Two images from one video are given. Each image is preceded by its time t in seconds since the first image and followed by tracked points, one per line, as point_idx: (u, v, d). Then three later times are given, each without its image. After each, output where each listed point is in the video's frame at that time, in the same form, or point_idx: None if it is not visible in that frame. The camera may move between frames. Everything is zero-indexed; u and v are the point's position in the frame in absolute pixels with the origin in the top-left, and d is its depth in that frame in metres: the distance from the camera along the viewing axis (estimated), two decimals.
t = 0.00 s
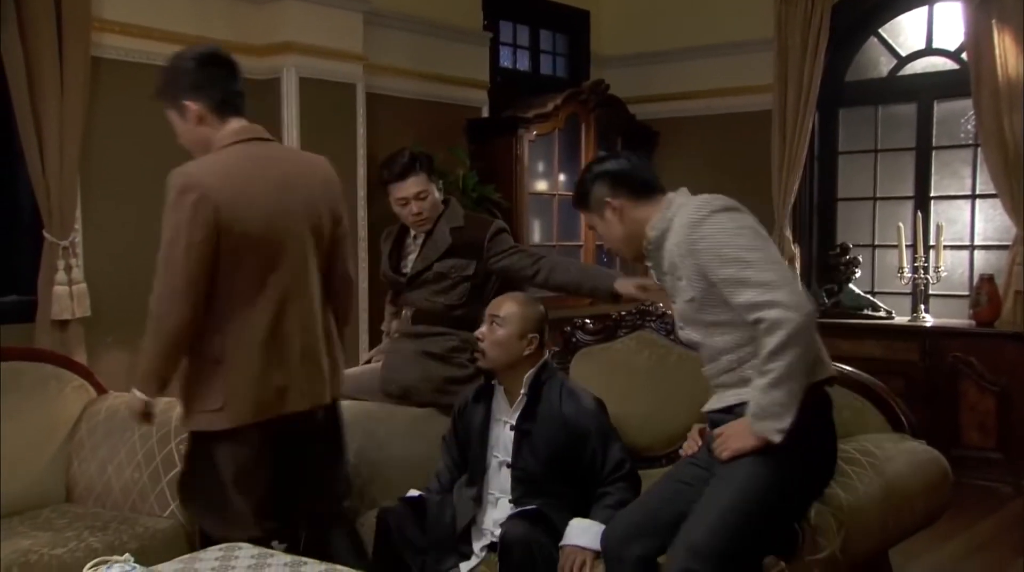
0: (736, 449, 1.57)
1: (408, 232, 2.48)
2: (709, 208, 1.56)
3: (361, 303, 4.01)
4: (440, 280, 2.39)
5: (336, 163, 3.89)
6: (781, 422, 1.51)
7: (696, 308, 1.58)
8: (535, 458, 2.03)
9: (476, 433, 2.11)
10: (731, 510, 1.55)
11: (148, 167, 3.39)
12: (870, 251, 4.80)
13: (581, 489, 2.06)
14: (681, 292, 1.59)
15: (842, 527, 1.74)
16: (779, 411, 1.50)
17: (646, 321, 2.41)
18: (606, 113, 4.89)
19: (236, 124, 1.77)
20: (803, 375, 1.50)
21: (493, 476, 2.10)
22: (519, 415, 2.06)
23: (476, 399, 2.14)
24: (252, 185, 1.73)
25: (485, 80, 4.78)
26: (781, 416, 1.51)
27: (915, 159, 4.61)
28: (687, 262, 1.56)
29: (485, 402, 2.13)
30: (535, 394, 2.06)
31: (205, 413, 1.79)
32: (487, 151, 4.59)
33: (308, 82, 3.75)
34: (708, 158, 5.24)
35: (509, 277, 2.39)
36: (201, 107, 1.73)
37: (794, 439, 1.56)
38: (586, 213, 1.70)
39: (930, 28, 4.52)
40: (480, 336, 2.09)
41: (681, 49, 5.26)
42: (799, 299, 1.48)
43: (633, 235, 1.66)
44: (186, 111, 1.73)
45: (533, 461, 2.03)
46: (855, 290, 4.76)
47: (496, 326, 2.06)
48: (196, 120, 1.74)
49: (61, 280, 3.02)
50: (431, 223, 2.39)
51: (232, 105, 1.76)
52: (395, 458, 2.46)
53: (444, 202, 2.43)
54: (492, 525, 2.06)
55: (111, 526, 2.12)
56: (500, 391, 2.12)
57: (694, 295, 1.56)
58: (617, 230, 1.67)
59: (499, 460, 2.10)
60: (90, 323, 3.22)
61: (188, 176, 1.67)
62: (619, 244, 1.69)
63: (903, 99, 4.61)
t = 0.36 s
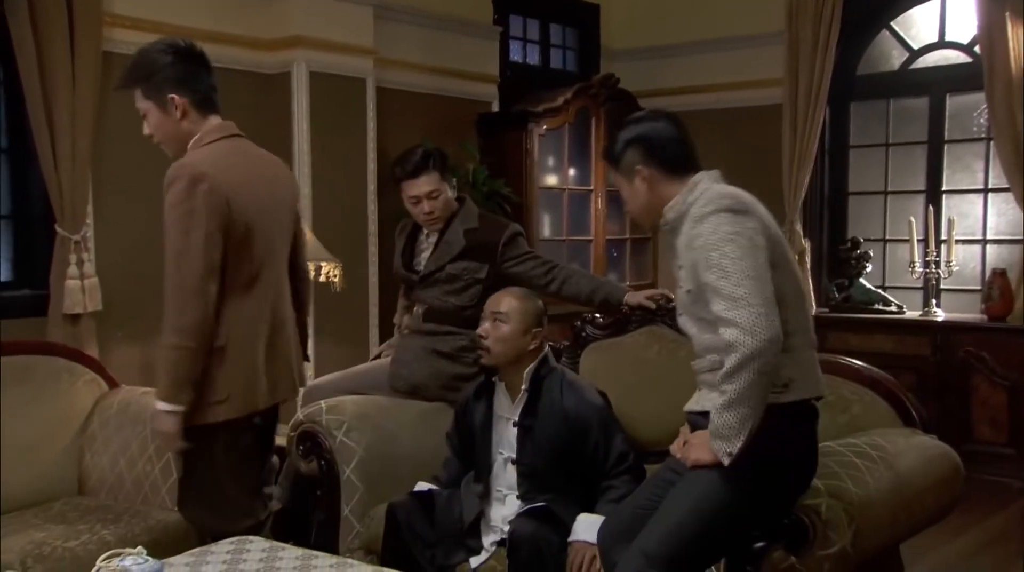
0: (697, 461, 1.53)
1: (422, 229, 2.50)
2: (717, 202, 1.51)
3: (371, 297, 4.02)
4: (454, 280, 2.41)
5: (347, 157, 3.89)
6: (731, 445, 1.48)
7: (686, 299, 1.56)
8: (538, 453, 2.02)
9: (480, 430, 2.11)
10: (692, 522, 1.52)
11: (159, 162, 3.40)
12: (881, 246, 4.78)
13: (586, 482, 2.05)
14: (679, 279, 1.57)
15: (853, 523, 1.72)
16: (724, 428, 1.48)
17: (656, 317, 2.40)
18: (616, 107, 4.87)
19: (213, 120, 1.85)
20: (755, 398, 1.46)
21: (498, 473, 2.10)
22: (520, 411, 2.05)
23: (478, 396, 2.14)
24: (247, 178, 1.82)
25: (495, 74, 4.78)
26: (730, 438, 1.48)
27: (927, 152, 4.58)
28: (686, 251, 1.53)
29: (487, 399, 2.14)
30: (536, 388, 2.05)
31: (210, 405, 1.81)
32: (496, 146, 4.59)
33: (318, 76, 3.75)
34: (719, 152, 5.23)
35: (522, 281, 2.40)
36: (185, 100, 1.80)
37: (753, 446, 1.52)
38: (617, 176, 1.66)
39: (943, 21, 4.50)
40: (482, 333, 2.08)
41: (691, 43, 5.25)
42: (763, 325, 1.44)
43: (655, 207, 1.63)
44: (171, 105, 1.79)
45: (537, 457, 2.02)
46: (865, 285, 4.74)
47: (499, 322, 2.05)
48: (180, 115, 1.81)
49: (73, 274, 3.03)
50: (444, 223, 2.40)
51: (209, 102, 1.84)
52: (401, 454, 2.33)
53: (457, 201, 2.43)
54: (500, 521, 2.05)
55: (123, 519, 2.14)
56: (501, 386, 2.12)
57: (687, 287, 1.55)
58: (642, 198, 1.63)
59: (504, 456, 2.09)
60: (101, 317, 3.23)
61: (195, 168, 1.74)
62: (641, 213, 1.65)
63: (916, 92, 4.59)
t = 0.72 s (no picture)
0: (739, 452, 1.52)
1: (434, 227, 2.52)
2: (820, 213, 1.46)
3: (381, 293, 4.02)
4: (464, 277, 2.42)
5: (358, 154, 3.90)
6: (797, 451, 1.47)
7: (765, 301, 1.51)
8: (538, 446, 2.02)
9: (477, 425, 2.09)
10: (722, 521, 1.52)
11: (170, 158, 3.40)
12: (893, 242, 4.76)
13: (585, 474, 2.06)
14: (757, 280, 1.52)
15: (865, 519, 1.72)
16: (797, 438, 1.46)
17: (667, 313, 2.39)
18: (627, 103, 4.86)
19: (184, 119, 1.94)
20: (835, 416, 1.45)
21: (497, 469, 2.07)
22: (518, 404, 2.06)
23: (473, 392, 2.11)
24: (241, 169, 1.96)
25: (506, 70, 4.77)
26: (795, 443, 1.47)
27: (940, 148, 4.56)
28: (776, 257, 1.48)
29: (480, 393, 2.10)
30: (535, 379, 2.06)
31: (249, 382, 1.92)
32: (507, 142, 4.58)
33: (329, 72, 3.74)
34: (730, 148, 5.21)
35: (535, 280, 2.41)
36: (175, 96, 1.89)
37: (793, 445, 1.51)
38: (694, 161, 1.59)
39: (956, 15, 4.48)
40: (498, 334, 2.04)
41: (701, 39, 5.24)
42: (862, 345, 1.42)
43: (730, 198, 1.58)
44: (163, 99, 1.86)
45: (539, 450, 2.03)
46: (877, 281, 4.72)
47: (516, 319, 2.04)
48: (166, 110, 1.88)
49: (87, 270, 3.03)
50: (454, 219, 2.41)
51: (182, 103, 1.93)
52: (411, 452, 2.31)
53: (466, 198, 2.44)
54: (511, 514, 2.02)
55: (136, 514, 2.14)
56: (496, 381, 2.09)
57: (769, 290, 1.50)
58: (716, 187, 1.57)
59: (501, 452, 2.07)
60: (113, 313, 3.24)
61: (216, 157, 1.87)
62: (711, 200, 1.60)
63: (928, 87, 4.56)
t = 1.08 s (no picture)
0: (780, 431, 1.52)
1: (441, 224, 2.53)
2: (901, 224, 1.47)
3: (393, 290, 4.03)
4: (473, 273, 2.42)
5: (370, 150, 3.90)
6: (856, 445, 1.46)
7: (831, 303, 1.52)
8: (539, 446, 2.02)
9: (477, 424, 2.09)
10: (740, 498, 1.55)
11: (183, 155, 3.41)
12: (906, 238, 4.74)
13: (586, 472, 2.06)
14: (825, 281, 1.52)
15: (880, 516, 1.71)
16: (856, 435, 1.46)
17: (680, 310, 2.38)
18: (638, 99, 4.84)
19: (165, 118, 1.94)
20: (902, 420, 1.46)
21: (499, 467, 2.08)
22: (517, 404, 2.05)
23: (473, 390, 2.12)
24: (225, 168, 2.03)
25: (517, 67, 4.77)
26: (857, 439, 1.46)
27: (953, 144, 4.54)
28: (851, 260, 1.49)
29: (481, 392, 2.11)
30: (529, 383, 2.05)
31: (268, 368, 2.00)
32: (518, 139, 4.58)
33: (340, 69, 3.75)
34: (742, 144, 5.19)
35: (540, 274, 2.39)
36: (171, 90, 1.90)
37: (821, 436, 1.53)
38: (757, 158, 1.58)
39: (970, 10, 4.45)
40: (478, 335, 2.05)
41: (714, 35, 5.22)
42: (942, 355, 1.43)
43: (793, 200, 1.58)
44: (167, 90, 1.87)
45: (539, 450, 2.02)
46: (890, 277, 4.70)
47: (493, 323, 2.03)
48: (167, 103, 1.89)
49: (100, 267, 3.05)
50: (460, 214, 2.41)
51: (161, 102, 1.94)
52: (420, 445, 2.31)
53: (473, 195, 2.45)
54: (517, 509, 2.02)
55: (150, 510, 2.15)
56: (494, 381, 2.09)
57: (838, 292, 1.51)
58: (781, 188, 1.57)
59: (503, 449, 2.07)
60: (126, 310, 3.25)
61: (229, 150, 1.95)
62: (768, 199, 1.60)
63: (941, 83, 4.54)
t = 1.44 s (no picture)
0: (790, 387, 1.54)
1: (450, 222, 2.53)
2: (901, 218, 1.47)
3: (400, 288, 4.03)
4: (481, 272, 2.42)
5: (377, 148, 3.90)
6: (861, 412, 1.46)
7: (836, 298, 1.52)
8: (539, 445, 2.00)
9: (476, 424, 2.07)
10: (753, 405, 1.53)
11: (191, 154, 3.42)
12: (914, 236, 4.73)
13: (588, 471, 2.03)
14: (829, 277, 1.53)
15: (888, 512, 1.67)
16: (863, 408, 1.46)
17: (689, 308, 2.37)
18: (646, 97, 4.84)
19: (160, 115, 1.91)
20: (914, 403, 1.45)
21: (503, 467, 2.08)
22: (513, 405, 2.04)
23: (473, 391, 2.10)
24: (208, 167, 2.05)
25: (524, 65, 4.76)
26: (863, 411, 1.46)
27: (962, 142, 4.53)
28: (853, 256, 1.49)
29: (482, 392, 2.09)
30: (525, 384, 2.04)
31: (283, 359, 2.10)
32: (525, 137, 4.58)
33: (348, 67, 3.75)
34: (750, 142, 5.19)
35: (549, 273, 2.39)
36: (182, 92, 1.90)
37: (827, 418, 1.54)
38: (768, 153, 1.58)
39: (979, 8, 4.44)
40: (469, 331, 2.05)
41: (721, 33, 5.21)
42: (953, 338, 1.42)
43: (804, 195, 1.60)
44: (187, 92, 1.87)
45: (540, 449, 2.01)
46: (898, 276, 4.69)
47: (484, 319, 2.03)
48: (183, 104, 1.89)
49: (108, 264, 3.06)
50: (468, 213, 2.42)
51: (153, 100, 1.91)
52: (428, 443, 2.31)
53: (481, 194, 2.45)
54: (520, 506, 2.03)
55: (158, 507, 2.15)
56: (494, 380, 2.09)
57: (842, 287, 1.51)
58: (792, 183, 1.58)
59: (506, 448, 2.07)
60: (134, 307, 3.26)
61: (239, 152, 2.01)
62: (779, 194, 1.61)
63: (950, 81, 4.53)
